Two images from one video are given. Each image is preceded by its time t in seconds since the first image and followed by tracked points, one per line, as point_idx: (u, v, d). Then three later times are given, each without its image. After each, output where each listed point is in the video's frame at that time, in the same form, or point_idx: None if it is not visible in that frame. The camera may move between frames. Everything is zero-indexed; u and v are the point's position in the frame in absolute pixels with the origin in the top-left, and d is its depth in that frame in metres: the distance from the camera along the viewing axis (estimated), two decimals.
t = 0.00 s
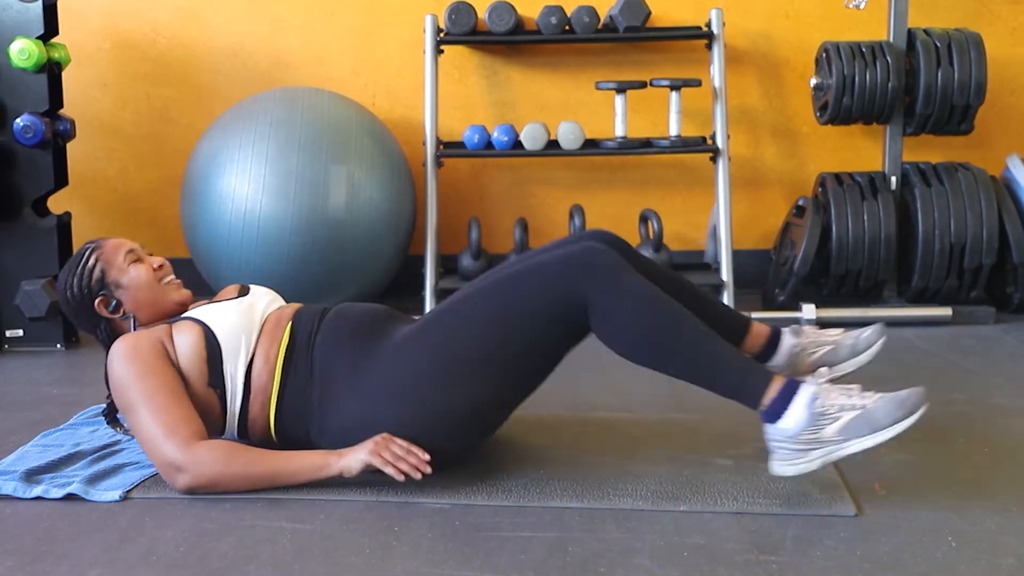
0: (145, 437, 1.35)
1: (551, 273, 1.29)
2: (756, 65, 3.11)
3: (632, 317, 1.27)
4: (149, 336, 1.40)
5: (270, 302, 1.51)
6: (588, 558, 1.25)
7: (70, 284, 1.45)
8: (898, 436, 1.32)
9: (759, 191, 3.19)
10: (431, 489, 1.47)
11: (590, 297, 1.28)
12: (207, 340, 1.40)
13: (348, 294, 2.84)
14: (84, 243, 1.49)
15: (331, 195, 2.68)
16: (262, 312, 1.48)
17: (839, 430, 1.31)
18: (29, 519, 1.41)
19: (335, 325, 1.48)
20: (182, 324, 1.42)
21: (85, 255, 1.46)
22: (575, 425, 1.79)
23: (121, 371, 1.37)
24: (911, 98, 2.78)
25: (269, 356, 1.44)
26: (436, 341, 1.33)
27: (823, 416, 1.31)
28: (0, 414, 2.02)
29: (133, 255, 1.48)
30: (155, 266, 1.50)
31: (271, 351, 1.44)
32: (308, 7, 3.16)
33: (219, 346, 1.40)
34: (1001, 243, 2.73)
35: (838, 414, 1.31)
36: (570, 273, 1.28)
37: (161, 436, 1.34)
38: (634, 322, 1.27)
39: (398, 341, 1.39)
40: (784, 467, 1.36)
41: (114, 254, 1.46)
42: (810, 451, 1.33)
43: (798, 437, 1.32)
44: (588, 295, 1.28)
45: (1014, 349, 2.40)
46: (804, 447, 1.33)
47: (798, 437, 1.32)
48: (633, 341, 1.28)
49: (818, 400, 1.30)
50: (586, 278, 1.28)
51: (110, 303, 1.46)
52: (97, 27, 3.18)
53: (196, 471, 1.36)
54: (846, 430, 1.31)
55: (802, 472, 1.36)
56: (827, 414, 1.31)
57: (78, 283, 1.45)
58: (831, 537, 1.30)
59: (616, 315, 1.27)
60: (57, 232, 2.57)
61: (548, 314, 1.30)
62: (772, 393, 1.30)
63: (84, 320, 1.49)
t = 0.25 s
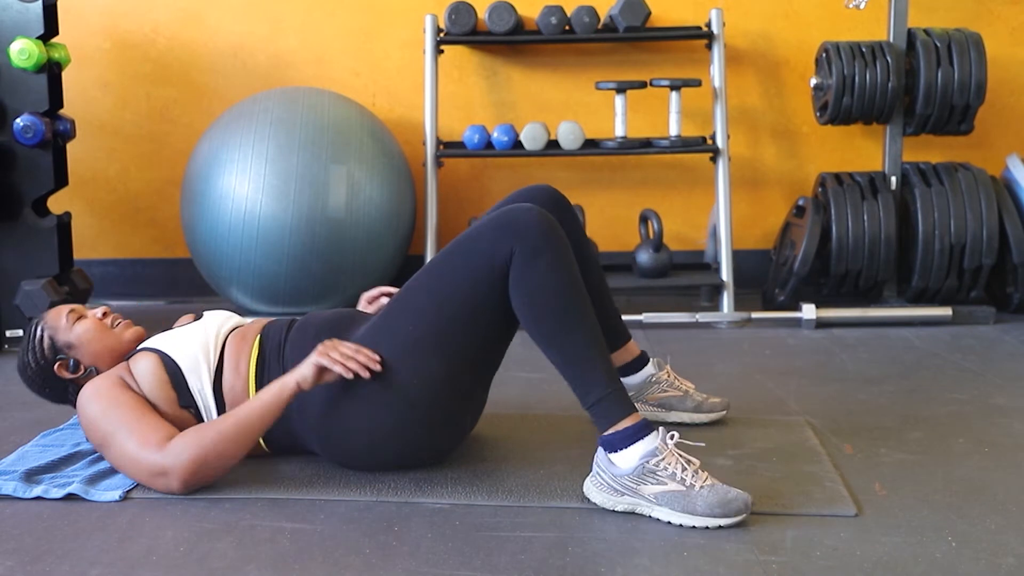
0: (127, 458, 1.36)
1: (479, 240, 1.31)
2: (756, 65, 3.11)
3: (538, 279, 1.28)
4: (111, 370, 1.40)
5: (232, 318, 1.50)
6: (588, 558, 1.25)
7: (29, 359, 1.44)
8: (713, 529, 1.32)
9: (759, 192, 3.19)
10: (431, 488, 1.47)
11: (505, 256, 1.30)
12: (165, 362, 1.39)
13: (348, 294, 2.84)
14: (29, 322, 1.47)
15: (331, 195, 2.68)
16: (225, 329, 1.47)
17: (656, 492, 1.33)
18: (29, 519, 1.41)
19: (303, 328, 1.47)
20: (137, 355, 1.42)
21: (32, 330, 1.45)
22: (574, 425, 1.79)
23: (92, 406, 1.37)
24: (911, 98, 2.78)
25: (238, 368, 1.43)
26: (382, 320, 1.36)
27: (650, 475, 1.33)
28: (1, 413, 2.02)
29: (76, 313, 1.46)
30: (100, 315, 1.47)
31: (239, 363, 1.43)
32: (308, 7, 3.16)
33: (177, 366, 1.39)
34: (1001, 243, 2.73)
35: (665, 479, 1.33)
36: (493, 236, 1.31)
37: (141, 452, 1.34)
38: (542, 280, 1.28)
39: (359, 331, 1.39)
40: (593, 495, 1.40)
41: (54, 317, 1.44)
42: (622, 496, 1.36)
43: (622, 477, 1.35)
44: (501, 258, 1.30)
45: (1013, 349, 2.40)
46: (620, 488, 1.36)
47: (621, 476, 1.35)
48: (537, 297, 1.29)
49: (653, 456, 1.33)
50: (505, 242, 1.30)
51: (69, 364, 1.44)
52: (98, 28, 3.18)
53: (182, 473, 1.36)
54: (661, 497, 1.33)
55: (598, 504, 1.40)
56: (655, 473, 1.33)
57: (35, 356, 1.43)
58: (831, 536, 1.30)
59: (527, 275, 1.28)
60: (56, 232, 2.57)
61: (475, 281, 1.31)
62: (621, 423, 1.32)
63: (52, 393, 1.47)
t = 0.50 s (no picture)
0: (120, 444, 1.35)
1: (489, 238, 1.31)
2: (756, 64, 3.11)
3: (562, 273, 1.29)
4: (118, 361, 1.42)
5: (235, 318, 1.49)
6: (588, 558, 1.25)
7: (28, 367, 1.44)
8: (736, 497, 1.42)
9: (759, 191, 3.19)
10: (431, 488, 1.47)
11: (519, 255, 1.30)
12: (170, 363, 1.39)
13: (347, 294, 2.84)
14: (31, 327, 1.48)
15: (331, 195, 2.68)
16: (231, 329, 1.46)
17: (688, 466, 1.41)
18: (29, 519, 1.41)
19: (306, 328, 1.47)
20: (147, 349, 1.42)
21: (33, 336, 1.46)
22: (574, 425, 1.79)
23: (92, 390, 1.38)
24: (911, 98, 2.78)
25: (241, 370, 1.43)
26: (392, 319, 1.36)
27: (681, 450, 1.39)
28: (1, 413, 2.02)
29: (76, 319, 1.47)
30: (98, 320, 1.48)
31: (243, 363, 1.43)
32: (308, 7, 3.16)
33: (182, 367, 1.39)
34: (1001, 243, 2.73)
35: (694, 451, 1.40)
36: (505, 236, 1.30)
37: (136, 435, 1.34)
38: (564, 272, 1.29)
39: (368, 331, 1.40)
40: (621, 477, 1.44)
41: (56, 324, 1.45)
42: (653, 475, 1.42)
43: (652, 457, 1.40)
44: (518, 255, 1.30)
45: (1014, 349, 2.40)
46: (650, 468, 1.42)
47: (652, 458, 1.40)
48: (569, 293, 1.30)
49: (684, 433, 1.39)
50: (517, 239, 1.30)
51: (68, 370, 1.45)
52: (98, 28, 3.18)
53: (174, 464, 1.36)
54: (692, 470, 1.41)
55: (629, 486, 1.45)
56: (683, 447, 1.39)
57: (35, 364, 1.44)
58: (831, 536, 1.30)
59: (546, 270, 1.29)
60: (56, 232, 2.57)
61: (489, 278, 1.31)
62: (647, 406, 1.36)
63: (53, 399, 1.47)
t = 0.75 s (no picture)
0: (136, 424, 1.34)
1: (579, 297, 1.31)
2: (756, 64, 3.11)
3: (684, 347, 1.29)
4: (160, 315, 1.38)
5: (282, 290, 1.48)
6: (587, 558, 1.25)
7: (80, 258, 1.41)
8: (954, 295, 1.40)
9: (759, 191, 3.19)
10: (431, 488, 1.47)
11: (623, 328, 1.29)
12: (215, 326, 1.39)
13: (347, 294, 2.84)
14: (99, 219, 1.44)
15: (331, 195, 2.68)
16: (273, 299, 1.45)
17: (907, 316, 1.38)
18: (29, 519, 1.41)
19: (344, 317, 1.44)
20: (195, 308, 1.40)
21: (100, 232, 1.42)
22: (574, 425, 1.79)
23: (124, 347, 1.35)
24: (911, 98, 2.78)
25: (277, 349, 1.41)
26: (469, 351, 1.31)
27: (891, 312, 1.36)
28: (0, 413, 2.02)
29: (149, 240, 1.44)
30: (169, 253, 1.46)
31: (279, 342, 1.42)
32: (308, 7, 3.16)
33: (227, 337, 1.39)
34: (1001, 243, 2.73)
35: (900, 305, 1.37)
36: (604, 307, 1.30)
37: (153, 423, 1.32)
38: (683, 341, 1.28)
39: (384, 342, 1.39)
40: (875, 373, 1.42)
41: (130, 235, 1.42)
42: (892, 347, 1.39)
43: (877, 341, 1.37)
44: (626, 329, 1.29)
45: (1014, 349, 2.40)
46: (885, 344, 1.38)
47: (878, 342, 1.37)
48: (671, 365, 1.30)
49: (876, 302, 1.36)
50: (626, 313, 1.30)
51: (118, 284, 1.42)
52: (98, 28, 3.18)
53: (184, 463, 1.35)
54: (913, 314, 1.38)
55: (902, 363, 1.41)
56: (892, 309, 1.36)
57: (89, 259, 1.40)
58: (831, 536, 1.30)
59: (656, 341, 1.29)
60: (56, 232, 2.57)
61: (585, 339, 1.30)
62: (833, 319, 1.34)
63: (89, 298, 1.44)
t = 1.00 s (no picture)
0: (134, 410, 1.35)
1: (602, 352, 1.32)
2: (756, 65, 3.11)
3: (696, 389, 1.32)
4: (175, 296, 1.36)
5: (295, 279, 1.48)
6: (587, 558, 1.25)
7: (103, 218, 1.39)
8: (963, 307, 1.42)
9: (759, 192, 3.19)
10: (431, 488, 1.47)
11: (640, 367, 1.32)
12: (228, 315, 1.37)
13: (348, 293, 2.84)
14: (128, 180, 1.42)
15: (331, 196, 2.68)
16: (287, 289, 1.45)
17: (917, 330, 1.40)
18: (29, 520, 1.41)
19: (356, 314, 1.43)
20: (208, 288, 1.38)
21: (127, 193, 1.40)
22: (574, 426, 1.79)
23: (135, 327, 1.33)
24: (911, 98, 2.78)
25: (286, 339, 1.42)
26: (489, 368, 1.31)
27: (900, 327, 1.39)
28: (1, 414, 2.02)
29: (176, 207, 1.43)
30: (195, 224, 1.44)
31: (289, 331, 1.42)
32: (308, 7, 3.16)
33: (239, 320, 1.37)
34: (1001, 243, 2.73)
35: (909, 319, 1.39)
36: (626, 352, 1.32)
37: (150, 417, 1.33)
38: (698, 374, 1.31)
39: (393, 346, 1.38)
40: (888, 385, 1.45)
41: (159, 200, 1.41)
42: (903, 359, 1.42)
43: (888, 356, 1.39)
44: (642, 368, 1.31)
45: (1014, 349, 2.40)
46: (896, 358, 1.41)
47: (889, 356, 1.39)
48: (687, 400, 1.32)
49: (886, 317, 1.38)
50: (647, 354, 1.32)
51: (139, 247, 1.40)
52: (98, 28, 3.18)
53: (177, 458, 1.38)
54: (923, 326, 1.41)
55: (914, 375, 1.44)
56: (901, 323, 1.39)
57: (113, 220, 1.39)
58: (831, 536, 1.30)
59: (675, 377, 1.31)
60: (57, 232, 2.57)
61: (601, 370, 1.31)
62: (844, 338, 1.36)
63: (107, 256, 1.42)
